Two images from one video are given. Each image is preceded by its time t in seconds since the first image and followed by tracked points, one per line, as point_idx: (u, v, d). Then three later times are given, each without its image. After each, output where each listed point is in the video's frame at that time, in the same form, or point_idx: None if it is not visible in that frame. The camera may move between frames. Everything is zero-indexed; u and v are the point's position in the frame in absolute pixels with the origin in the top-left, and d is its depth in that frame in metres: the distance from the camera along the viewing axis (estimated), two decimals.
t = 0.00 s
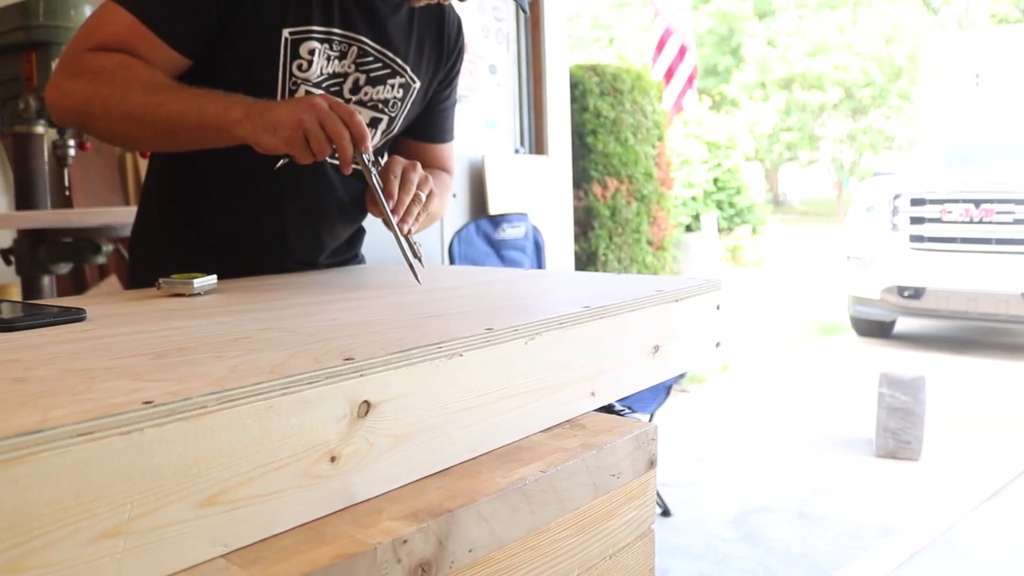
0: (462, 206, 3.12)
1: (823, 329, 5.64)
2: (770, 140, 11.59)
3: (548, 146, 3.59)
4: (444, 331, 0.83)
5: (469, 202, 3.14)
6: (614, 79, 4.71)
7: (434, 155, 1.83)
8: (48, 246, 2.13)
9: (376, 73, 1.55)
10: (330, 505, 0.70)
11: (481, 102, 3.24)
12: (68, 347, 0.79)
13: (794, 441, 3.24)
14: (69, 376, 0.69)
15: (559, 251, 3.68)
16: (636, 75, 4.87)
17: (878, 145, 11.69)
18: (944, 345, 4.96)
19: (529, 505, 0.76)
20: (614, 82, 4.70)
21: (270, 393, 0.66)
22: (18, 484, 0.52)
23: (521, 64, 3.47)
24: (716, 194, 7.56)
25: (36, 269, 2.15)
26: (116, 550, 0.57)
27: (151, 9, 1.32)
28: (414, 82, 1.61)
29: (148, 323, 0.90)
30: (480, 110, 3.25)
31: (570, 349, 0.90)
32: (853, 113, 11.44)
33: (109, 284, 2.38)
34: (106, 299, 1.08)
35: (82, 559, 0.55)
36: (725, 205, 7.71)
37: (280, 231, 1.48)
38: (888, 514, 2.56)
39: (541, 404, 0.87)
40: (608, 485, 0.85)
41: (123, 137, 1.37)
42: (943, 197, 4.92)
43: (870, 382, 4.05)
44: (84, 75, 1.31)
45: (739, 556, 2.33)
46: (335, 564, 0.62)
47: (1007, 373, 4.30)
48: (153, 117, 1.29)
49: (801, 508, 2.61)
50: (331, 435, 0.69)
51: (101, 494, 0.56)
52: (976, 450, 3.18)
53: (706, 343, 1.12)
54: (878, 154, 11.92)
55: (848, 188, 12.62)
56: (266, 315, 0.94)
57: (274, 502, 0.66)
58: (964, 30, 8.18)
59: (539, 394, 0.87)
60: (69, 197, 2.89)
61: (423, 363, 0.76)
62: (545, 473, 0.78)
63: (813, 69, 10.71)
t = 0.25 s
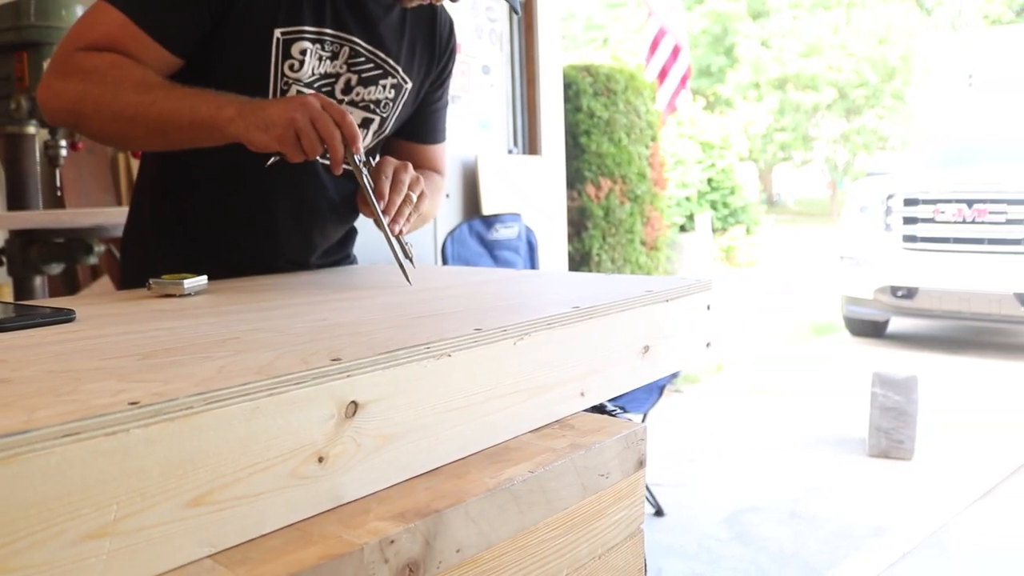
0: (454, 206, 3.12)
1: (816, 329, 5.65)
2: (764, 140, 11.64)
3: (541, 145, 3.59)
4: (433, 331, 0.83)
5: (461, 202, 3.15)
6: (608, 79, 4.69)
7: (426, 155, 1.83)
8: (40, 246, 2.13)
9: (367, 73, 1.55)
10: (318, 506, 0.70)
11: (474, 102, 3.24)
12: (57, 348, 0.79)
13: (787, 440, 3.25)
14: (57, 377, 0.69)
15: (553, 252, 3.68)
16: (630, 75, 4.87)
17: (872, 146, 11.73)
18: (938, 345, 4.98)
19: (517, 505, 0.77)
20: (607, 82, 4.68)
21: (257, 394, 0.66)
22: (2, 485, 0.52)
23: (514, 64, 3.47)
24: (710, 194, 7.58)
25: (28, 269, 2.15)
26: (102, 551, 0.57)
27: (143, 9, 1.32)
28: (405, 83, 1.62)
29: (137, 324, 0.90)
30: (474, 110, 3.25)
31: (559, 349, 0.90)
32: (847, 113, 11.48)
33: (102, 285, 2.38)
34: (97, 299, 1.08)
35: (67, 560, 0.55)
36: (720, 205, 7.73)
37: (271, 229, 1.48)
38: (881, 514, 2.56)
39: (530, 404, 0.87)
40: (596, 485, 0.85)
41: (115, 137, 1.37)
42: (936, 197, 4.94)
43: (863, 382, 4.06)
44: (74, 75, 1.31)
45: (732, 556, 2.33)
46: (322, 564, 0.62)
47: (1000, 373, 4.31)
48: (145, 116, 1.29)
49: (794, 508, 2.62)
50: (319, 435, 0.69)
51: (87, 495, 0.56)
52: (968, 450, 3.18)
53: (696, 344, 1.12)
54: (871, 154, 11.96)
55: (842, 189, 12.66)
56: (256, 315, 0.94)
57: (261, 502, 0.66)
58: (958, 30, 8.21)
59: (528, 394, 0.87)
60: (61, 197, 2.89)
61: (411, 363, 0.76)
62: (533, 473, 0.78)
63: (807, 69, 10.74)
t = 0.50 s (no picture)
0: (448, 206, 3.10)
1: (810, 329, 5.67)
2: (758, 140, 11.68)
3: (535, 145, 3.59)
4: (420, 332, 0.83)
5: (455, 202, 3.14)
6: (601, 80, 4.77)
7: (412, 150, 1.84)
8: (32, 247, 2.13)
9: (354, 66, 1.54)
10: (304, 507, 0.70)
11: (467, 103, 3.26)
12: (44, 349, 0.79)
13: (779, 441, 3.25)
14: (43, 377, 0.68)
15: (545, 252, 3.69)
16: (623, 76, 4.92)
17: (865, 146, 11.77)
18: (932, 345, 4.99)
19: (505, 505, 0.77)
20: (601, 84, 4.71)
21: (244, 395, 0.66)
22: None
23: (507, 65, 3.48)
24: (704, 195, 7.63)
25: (19, 270, 2.15)
26: (88, 551, 0.57)
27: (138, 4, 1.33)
28: (391, 77, 1.61)
29: (124, 325, 0.90)
30: (467, 111, 3.25)
31: (547, 349, 0.90)
32: (841, 113, 11.53)
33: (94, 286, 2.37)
34: (87, 300, 1.08)
35: (53, 560, 0.55)
36: (713, 205, 7.75)
37: (262, 220, 1.47)
38: (873, 514, 2.56)
39: (519, 405, 0.87)
40: (585, 484, 0.85)
41: (134, 114, 1.23)
42: (929, 197, 4.95)
43: (856, 382, 4.07)
44: (94, 41, 1.19)
45: (726, 556, 2.33)
46: (309, 564, 0.62)
47: (993, 372, 4.32)
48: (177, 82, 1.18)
49: (787, 508, 2.62)
50: (306, 436, 0.69)
51: (74, 495, 0.56)
52: (960, 449, 3.19)
53: (687, 344, 1.13)
54: (865, 154, 11.99)
55: (835, 189, 12.69)
56: (244, 316, 0.94)
57: (248, 502, 0.66)
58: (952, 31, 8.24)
59: (516, 394, 0.87)
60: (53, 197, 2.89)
61: (398, 364, 0.76)
62: (521, 474, 0.78)
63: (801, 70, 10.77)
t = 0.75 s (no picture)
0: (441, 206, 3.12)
1: (804, 328, 5.70)
2: (751, 141, 11.69)
3: (528, 146, 3.59)
4: (409, 332, 0.83)
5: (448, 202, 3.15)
6: (595, 80, 4.84)
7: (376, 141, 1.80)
8: (24, 247, 2.12)
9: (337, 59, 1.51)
10: (292, 507, 0.70)
11: (460, 103, 3.24)
12: (32, 350, 0.79)
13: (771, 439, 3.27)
14: (30, 378, 0.68)
15: (539, 252, 3.70)
16: (617, 76, 5.02)
17: (859, 146, 11.80)
18: (924, 344, 5.01)
19: (493, 505, 0.77)
20: (594, 83, 4.82)
21: (231, 395, 0.66)
22: None
23: (501, 65, 3.48)
24: (698, 194, 7.68)
25: (11, 271, 2.14)
26: (74, 552, 0.57)
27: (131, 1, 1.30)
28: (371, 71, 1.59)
29: (113, 326, 0.90)
30: (460, 111, 3.25)
31: (536, 349, 0.90)
32: (835, 114, 11.58)
33: (85, 287, 2.37)
34: (77, 300, 1.08)
35: (39, 560, 0.55)
36: (707, 205, 7.77)
37: (256, 211, 1.47)
38: (865, 513, 2.57)
39: (508, 406, 0.88)
40: (574, 484, 0.85)
41: (158, 79, 1.10)
42: (921, 198, 4.96)
43: (849, 382, 4.09)
44: None
45: (719, 556, 2.33)
46: (295, 564, 0.62)
47: (986, 372, 4.33)
48: (221, 48, 1.07)
49: (779, 508, 2.63)
50: (293, 435, 0.69)
51: (60, 495, 0.56)
52: (953, 449, 3.20)
53: (677, 344, 1.13)
54: (859, 154, 12.02)
55: (829, 189, 12.74)
56: (233, 317, 0.94)
57: (236, 503, 0.66)
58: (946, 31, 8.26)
59: (506, 395, 0.87)
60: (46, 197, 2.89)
61: (386, 364, 0.76)
62: (509, 474, 0.78)
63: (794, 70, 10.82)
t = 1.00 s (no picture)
0: (434, 206, 3.13)
1: (798, 328, 5.71)
2: (745, 141, 11.71)
3: (521, 147, 3.59)
4: (398, 333, 0.83)
5: (441, 202, 3.16)
6: (588, 80, 4.88)
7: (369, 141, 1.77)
8: (15, 248, 2.10)
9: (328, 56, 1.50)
10: (280, 507, 0.70)
11: (453, 103, 3.24)
12: (21, 350, 0.79)
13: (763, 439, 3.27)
14: (18, 379, 0.68)
15: (533, 253, 3.70)
16: (610, 77, 5.03)
17: (853, 146, 11.82)
18: (918, 344, 5.02)
19: (481, 505, 0.77)
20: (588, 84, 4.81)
21: (219, 396, 0.66)
22: None
23: (494, 65, 3.48)
24: (692, 195, 7.69)
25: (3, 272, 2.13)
26: (61, 553, 0.57)
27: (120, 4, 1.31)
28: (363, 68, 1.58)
29: (102, 326, 0.90)
30: (453, 111, 3.25)
31: (526, 349, 0.90)
32: (829, 114, 11.60)
33: (77, 287, 2.36)
34: (67, 301, 1.08)
35: (25, 561, 0.55)
36: (702, 205, 7.78)
37: (251, 211, 1.47)
38: (859, 514, 2.57)
39: (497, 406, 0.88)
40: (563, 485, 0.86)
41: (167, 79, 1.07)
42: (915, 198, 4.96)
43: (843, 382, 4.10)
44: None
45: (714, 556, 2.33)
46: (282, 564, 0.62)
47: (980, 372, 4.34)
48: (231, 50, 1.05)
49: (773, 508, 2.62)
50: (281, 436, 0.69)
51: (47, 496, 0.56)
52: (945, 448, 3.21)
53: (668, 343, 1.13)
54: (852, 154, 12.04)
55: (824, 189, 12.76)
56: (223, 317, 0.94)
57: (223, 503, 0.66)
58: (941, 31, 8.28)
59: (495, 395, 0.87)
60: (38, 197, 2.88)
61: (375, 365, 0.76)
62: (497, 474, 0.78)
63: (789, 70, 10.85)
